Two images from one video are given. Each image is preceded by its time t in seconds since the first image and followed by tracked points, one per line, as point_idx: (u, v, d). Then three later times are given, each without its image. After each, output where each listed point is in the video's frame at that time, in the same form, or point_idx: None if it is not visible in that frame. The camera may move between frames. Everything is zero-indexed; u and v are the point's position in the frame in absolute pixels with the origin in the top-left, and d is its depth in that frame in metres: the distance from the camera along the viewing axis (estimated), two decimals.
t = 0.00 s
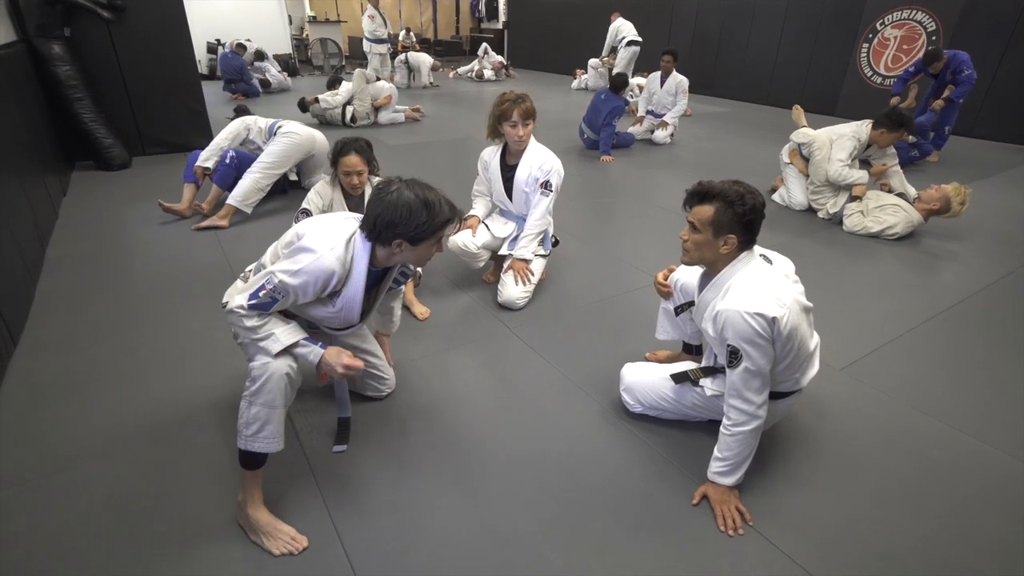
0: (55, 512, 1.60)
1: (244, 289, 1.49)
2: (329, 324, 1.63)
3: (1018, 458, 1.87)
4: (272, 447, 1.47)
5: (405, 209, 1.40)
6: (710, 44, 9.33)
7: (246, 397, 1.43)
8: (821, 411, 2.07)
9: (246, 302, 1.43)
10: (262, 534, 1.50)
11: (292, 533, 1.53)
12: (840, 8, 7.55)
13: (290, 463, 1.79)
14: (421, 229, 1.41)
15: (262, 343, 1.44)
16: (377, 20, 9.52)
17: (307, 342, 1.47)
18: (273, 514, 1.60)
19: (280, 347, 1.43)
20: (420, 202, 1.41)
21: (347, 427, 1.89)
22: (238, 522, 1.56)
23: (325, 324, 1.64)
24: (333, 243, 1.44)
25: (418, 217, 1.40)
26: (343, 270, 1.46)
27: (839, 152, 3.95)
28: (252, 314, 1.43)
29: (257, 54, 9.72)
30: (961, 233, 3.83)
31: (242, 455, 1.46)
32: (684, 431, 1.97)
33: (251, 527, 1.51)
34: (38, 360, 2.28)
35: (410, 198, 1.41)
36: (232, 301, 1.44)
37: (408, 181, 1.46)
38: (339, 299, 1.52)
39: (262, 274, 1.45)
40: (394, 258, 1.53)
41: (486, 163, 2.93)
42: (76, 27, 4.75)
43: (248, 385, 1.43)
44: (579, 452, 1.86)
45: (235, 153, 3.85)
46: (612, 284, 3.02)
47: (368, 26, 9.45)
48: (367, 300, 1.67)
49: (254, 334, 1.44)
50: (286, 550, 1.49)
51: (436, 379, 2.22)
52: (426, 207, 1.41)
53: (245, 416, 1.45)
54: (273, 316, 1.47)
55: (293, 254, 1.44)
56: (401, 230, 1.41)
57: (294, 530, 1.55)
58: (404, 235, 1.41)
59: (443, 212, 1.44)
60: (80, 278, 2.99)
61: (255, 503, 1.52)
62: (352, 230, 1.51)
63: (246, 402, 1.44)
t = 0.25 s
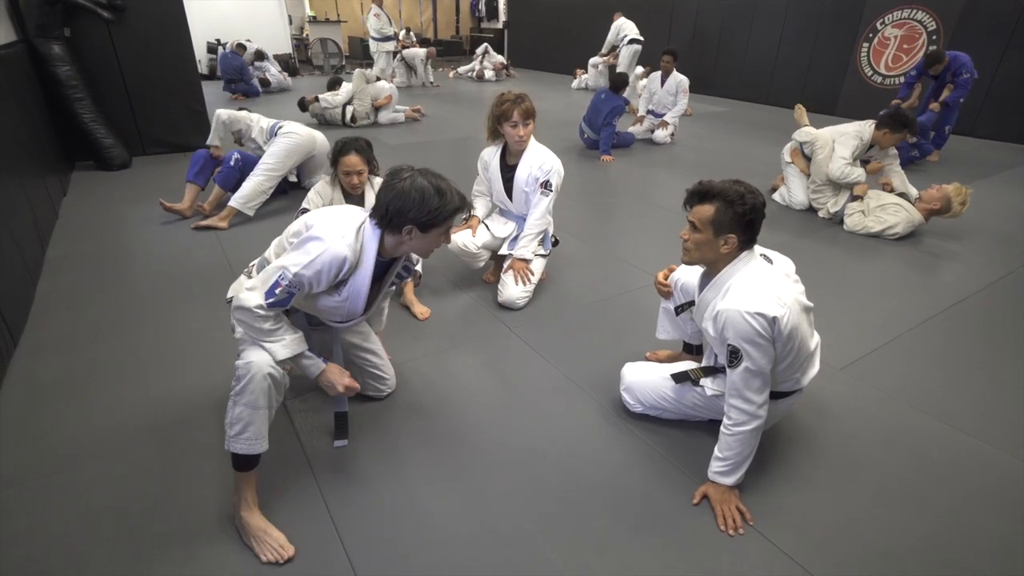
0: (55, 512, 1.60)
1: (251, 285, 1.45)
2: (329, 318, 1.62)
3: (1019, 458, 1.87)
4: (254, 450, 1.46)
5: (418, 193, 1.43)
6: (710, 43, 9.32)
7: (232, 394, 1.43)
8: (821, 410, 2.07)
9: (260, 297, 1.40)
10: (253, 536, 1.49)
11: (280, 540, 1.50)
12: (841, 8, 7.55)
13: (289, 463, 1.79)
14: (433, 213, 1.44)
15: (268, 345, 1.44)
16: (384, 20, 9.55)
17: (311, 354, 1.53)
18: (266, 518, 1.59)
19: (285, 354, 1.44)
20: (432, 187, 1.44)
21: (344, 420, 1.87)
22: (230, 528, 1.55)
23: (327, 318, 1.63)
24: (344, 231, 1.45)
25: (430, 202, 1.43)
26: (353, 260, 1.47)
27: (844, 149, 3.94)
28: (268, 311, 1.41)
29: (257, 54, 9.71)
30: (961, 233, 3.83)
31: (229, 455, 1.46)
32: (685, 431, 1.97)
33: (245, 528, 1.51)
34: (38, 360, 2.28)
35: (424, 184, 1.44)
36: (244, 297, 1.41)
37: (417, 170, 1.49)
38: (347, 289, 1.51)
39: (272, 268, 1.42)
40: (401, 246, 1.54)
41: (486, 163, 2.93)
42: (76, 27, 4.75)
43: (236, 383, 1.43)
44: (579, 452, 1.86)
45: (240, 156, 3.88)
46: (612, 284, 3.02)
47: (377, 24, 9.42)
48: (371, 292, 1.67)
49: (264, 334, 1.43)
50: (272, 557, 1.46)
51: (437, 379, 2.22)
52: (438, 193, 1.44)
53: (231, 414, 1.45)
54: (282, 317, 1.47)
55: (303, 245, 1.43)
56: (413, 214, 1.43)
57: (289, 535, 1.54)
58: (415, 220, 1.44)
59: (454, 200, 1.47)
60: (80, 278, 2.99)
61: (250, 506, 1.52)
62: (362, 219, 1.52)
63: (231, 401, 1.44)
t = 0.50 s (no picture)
0: (55, 512, 1.60)
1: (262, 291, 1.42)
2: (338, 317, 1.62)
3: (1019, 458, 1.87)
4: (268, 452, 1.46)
5: (426, 187, 1.43)
6: (711, 43, 9.32)
7: (249, 397, 1.42)
8: (821, 410, 2.07)
9: (276, 305, 1.38)
10: (254, 535, 1.49)
11: (282, 541, 1.50)
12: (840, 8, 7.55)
13: (289, 463, 1.79)
14: (441, 208, 1.44)
15: (288, 350, 1.43)
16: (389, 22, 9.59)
17: (331, 354, 1.54)
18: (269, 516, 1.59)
19: (309, 358, 1.44)
20: (440, 182, 1.44)
21: (350, 420, 1.92)
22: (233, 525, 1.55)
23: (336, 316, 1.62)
24: (351, 229, 1.43)
25: (439, 196, 1.43)
26: (361, 257, 1.46)
27: (846, 151, 3.96)
28: (286, 318, 1.39)
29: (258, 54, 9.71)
30: (962, 233, 3.82)
31: (240, 456, 1.45)
32: (685, 431, 1.97)
33: (246, 526, 1.51)
34: (37, 360, 2.28)
35: (431, 178, 1.44)
36: (260, 306, 1.38)
37: (420, 166, 1.49)
38: (355, 286, 1.50)
39: (283, 273, 1.40)
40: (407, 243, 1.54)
41: (486, 163, 2.93)
42: (76, 27, 4.75)
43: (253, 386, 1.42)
44: (579, 452, 1.86)
45: (244, 159, 3.87)
46: (612, 284, 3.02)
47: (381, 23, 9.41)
48: (378, 288, 1.67)
49: (283, 341, 1.42)
50: (274, 558, 1.46)
51: (437, 379, 2.22)
52: (445, 188, 1.45)
53: (246, 416, 1.44)
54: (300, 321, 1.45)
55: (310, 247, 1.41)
56: (422, 208, 1.43)
57: (288, 537, 1.53)
58: (422, 213, 1.43)
59: (460, 194, 1.48)
60: (80, 278, 2.99)
61: (253, 504, 1.51)
62: (367, 216, 1.51)
63: (248, 403, 1.42)
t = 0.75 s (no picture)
0: (54, 513, 1.59)
1: (271, 298, 1.41)
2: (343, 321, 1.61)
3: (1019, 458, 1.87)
4: (278, 453, 1.46)
5: (434, 194, 1.43)
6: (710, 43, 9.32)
7: (263, 400, 1.41)
8: (821, 410, 2.07)
9: (286, 311, 1.38)
10: (256, 535, 1.49)
11: (283, 540, 1.50)
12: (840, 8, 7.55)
13: (290, 463, 1.79)
14: (448, 214, 1.44)
15: (298, 352, 1.43)
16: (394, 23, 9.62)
17: (344, 349, 1.54)
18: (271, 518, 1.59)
19: (320, 360, 1.45)
20: (447, 188, 1.45)
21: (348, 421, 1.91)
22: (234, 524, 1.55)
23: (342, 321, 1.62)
24: (360, 236, 1.43)
25: (446, 202, 1.43)
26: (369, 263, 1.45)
27: (845, 149, 3.95)
28: (295, 323, 1.39)
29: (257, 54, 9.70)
30: (961, 233, 3.83)
31: (249, 457, 1.44)
32: (685, 431, 1.96)
33: (248, 525, 1.50)
34: (37, 360, 2.28)
35: (438, 185, 1.44)
36: (270, 312, 1.37)
37: (426, 173, 1.49)
38: (363, 291, 1.50)
39: (293, 280, 1.39)
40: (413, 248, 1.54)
41: (486, 163, 2.93)
42: (76, 27, 4.75)
43: (267, 388, 1.41)
44: (579, 452, 1.86)
45: (243, 157, 3.87)
46: (612, 284, 3.02)
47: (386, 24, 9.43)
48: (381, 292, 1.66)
49: (293, 344, 1.41)
50: (274, 558, 1.46)
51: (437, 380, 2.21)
52: (452, 194, 1.45)
53: (258, 418, 1.43)
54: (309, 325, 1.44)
55: (319, 253, 1.41)
56: (430, 215, 1.43)
57: (290, 536, 1.53)
58: (430, 220, 1.43)
59: (467, 200, 1.48)
60: (79, 278, 2.98)
61: (255, 503, 1.51)
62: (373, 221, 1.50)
63: (261, 406, 1.42)
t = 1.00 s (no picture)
0: (54, 513, 1.60)
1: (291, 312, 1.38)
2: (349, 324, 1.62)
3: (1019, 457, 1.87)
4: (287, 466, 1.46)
5: (434, 193, 1.41)
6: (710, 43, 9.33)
7: (275, 416, 1.40)
8: (821, 410, 2.07)
9: (313, 323, 1.36)
10: (258, 535, 1.49)
11: (286, 540, 1.51)
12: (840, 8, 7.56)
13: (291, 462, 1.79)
14: (449, 213, 1.43)
15: (326, 372, 1.40)
16: (405, 23, 9.63)
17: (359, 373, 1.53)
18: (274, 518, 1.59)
19: (347, 383, 1.41)
20: (448, 187, 1.43)
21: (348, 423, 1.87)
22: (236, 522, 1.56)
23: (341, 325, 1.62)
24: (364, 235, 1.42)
25: (448, 202, 1.42)
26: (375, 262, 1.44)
27: (845, 150, 3.95)
28: (325, 337, 1.37)
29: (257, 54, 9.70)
30: (961, 232, 3.83)
31: (255, 464, 1.45)
32: (685, 431, 1.97)
33: (249, 525, 1.51)
34: (37, 360, 2.28)
35: (439, 183, 1.43)
36: (297, 327, 1.35)
37: (423, 170, 1.47)
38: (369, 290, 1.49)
39: (309, 289, 1.37)
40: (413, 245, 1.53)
41: (486, 163, 2.93)
42: (76, 28, 4.76)
43: (279, 403, 1.40)
44: (579, 452, 1.86)
45: (243, 158, 3.89)
46: (612, 284, 3.02)
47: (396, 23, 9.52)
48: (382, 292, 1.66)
49: (323, 363, 1.39)
50: (276, 557, 1.47)
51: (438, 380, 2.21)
52: (453, 193, 1.43)
53: (269, 431, 1.42)
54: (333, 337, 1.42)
55: (328, 257, 1.38)
56: (431, 214, 1.41)
57: (292, 537, 1.54)
58: (431, 219, 1.42)
59: (468, 198, 1.46)
60: (80, 278, 2.98)
61: (258, 504, 1.51)
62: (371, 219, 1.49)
63: (272, 421, 1.41)
